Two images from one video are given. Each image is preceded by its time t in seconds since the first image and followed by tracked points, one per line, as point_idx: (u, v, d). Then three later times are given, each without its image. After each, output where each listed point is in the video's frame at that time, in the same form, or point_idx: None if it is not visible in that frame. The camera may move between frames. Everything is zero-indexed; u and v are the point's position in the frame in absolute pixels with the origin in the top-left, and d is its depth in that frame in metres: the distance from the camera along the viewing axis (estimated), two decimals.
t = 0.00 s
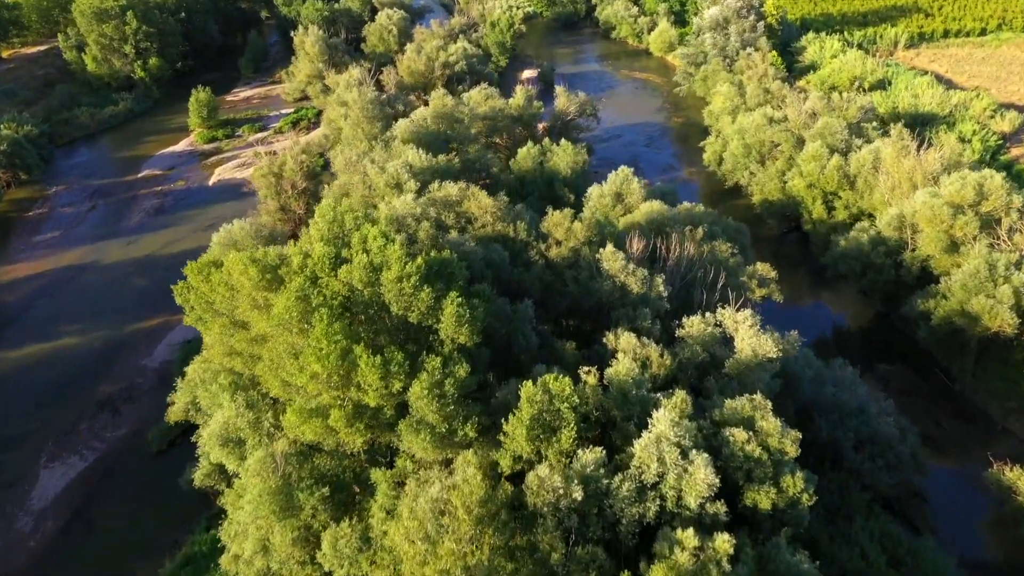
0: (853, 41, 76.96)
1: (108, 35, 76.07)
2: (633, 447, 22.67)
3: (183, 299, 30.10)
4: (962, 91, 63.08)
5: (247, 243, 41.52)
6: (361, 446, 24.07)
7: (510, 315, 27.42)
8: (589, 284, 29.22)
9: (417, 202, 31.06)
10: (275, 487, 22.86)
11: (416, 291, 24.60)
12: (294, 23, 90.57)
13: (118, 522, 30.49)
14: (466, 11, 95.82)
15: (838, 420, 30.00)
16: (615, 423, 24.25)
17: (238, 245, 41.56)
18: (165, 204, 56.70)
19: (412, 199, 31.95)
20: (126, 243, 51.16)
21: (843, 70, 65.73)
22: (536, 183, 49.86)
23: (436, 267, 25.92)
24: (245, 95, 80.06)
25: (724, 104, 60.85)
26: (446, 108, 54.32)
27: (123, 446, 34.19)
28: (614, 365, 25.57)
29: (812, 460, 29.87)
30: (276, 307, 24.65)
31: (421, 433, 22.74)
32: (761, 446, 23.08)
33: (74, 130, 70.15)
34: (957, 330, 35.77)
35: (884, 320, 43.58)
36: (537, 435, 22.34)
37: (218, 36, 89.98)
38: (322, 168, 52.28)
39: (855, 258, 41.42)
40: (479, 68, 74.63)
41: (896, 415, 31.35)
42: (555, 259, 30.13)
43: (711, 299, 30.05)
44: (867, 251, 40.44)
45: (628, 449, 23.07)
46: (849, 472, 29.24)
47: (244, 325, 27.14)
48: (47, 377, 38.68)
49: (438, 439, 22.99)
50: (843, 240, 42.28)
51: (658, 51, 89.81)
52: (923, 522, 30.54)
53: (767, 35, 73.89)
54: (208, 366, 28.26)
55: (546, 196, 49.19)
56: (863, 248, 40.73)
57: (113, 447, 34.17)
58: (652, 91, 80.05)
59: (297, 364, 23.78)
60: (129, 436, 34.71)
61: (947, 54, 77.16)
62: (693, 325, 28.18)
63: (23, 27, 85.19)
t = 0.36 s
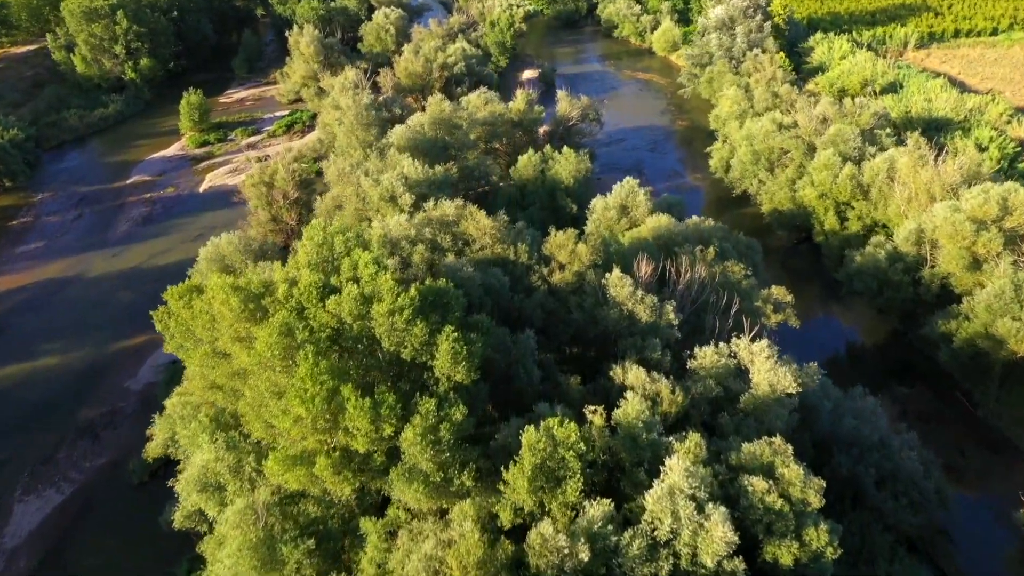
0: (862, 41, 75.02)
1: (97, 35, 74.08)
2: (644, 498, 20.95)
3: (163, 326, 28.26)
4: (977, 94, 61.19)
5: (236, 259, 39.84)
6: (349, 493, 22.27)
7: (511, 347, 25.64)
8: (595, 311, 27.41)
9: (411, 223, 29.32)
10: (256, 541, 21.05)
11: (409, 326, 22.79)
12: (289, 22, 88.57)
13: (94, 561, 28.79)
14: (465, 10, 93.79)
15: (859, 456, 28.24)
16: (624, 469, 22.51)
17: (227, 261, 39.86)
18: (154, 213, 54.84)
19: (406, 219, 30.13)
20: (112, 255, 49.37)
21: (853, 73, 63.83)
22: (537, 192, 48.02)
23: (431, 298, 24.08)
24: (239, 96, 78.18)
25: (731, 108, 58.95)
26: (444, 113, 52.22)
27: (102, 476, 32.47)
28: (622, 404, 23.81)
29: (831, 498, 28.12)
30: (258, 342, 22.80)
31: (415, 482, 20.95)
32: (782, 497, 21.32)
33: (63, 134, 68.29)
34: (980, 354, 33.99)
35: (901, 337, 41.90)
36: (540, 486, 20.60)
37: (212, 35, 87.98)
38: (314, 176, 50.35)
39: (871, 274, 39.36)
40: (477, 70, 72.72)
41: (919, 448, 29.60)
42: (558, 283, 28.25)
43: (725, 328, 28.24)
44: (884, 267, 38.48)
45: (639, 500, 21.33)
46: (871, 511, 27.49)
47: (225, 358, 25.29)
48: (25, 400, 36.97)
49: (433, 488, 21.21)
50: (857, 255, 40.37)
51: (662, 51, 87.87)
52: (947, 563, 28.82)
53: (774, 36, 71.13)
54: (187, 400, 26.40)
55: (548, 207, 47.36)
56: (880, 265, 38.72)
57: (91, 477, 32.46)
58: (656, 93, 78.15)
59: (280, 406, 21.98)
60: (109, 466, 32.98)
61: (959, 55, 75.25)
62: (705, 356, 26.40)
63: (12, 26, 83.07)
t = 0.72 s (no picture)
0: (871, 42, 73.04)
1: (85, 36, 71.81)
2: (659, 566, 19.02)
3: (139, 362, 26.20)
4: (992, 99, 59.30)
5: (223, 279, 37.89)
6: (335, 556, 20.31)
7: (511, 390, 23.67)
8: (602, 347, 25.43)
9: (404, 250, 27.33)
10: None
11: (400, 372, 20.81)
12: (283, 21, 86.36)
13: None
14: (465, 9, 91.65)
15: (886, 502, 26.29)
16: (636, 531, 20.59)
17: (213, 281, 37.89)
18: (141, 223, 52.83)
19: (398, 245, 28.13)
20: (95, 269, 47.31)
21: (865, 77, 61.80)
22: (538, 205, 45.96)
23: (424, 338, 22.08)
24: (231, 99, 76.08)
25: (739, 113, 56.87)
26: (442, 121, 49.57)
27: (77, 515, 30.55)
28: (633, 455, 21.81)
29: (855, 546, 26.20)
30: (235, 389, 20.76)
31: (405, 547, 19.01)
32: (809, 563, 19.35)
33: (49, 139, 66.23)
34: (1009, 384, 31.99)
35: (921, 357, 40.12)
36: (543, 553, 18.68)
37: (205, 36, 85.76)
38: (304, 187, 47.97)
39: (889, 296, 37.17)
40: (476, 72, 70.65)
41: (948, 489, 27.68)
42: (561, 315, 26.20)
43: (740, 365, 26.25)
44: (904, 288, 36.40)
45: (654, 569, 19.38)
46: (899, 561, 25.56)
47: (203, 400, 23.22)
48: None
49: (427, 554, 19.28)
50: (875, 274, 38.29)
51: (666, 51, 85.74)
52: None
53: (782, 37, 69.41)
54: (162, 445, 24.36)
55: (550, 220, 45.36)
56: (900, 286, 36.54)
57: (66, 516, 30.53)
58: (660, 95, 76.04)
59: (258, 461, 20.04)
60: (85, 503, 31.07)
61: (971, 56, 73.26)
62: (721, 396, 24.45)
63: None
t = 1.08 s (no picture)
0: (882, 45, 71.02)
1: (73, 38, 69.71)
2: None
3: (110, 404, 24.18)
4: (1009, 104, 57.36)
5: (208, 301, 35.97)
6: None
7: (512, 440, 21.69)
8: (609, 389, 23.44)
9: (396, 282, 25.36)
10: None
11: (390, 428, 18.84)
12: (278, 21, 84.30)
13: None
14: (464, 9, 89.57)
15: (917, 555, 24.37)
16: None
17: (197, 303, 35.92)
18: (127, 235, 50.83)
19: (390, 275, 26.16)
20: (77, 285, 45.28)
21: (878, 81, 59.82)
22: (540, 219, 43.98)
23: (416, 387, 20.17)
24: (224, 102, 74.07)
25: (747, 120, 54.86)
26: (440, 130, 47.47)
27: (49, 559, 28.64)
28: (645, 517, 19.82)
29: None
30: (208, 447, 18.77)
31: None
32: None
33: (35, 145, 64.20)
34: None
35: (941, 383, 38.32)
36: None
37: (197, 36, 83.68)
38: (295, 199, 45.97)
39: (910, 320, 35.20)
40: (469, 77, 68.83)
41: (980, 537, 25.76)
42: (564, 354, 24.19)
43: (760, 407, 24.31)
44: (927, 312, 34.36)
45: None
46: None
47: (176, 453, 21.23)
48: None
49: None
50: (895, 296, 36.24)
51: (670, 51, 83.64)
52: None
53: (791, 39, 67.38)
54: (132, 500, 22.31)
55: (552, 234, 43.46)
56: (922, 310, 34.47)
57: (36, 561, 28.61)
58: (664, 99, 74.01)
59: (231, 529, 18.10)
60: (57, 546, 29.14)
61: (985, 59, 71.20)
62: (739, 444, 22.51)
63: None
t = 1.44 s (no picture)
0: (893, 48, 68.98)
1: (60, 40, 67.65)
2: None
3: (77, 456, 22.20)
4: None
5: (191, 327, 33.96)
6: None
7: (513, 502, 19.76)
8: (619, 441, 21.51)
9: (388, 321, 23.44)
10: None
11: (377, 499, 16.90)
12: (272, 23, 82.21)
13: None
14: (463, 9, 87.51)
15: None
16: None
17: (180, 329, 33.92)
18: (112, 249, 48.84)
19: (382, 313, 24.18)
20: (57, 305, 43.37)
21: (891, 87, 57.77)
22: (541, 235, 42.04)
23: (407, 449, 18.25)
24: (216, 106, 72.08)
25: (756, 127, 52.81)
26: (437, 141, 45.45)
27: None
28: None
29: None
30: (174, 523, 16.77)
31: None
32: None
33: (20, 152, 62.17)
34: None
35: (963, 412, 36.51)
36: None
37: (189, 37, 81.57)
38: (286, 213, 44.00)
39: (934, 347, 33.25)
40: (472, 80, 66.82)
41: None
42: (570, 402, 22.26)
43: (778, 456, 22.62)
44: (953, 340, 32.44)
45: None
46: None
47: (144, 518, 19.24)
48: None
49: None
50: (918, 322, 34.26)
51: (674, 53, 81.53)
52: None
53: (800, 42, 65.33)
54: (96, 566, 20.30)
55: (554, 252, 41.56)
56: (947, 338, 32.57)
57: None
58: (668, 103, 71.96)
59: None
60: None
61: (999, 62, 69.14)
62: (761, 502, 20.62)
63: None
